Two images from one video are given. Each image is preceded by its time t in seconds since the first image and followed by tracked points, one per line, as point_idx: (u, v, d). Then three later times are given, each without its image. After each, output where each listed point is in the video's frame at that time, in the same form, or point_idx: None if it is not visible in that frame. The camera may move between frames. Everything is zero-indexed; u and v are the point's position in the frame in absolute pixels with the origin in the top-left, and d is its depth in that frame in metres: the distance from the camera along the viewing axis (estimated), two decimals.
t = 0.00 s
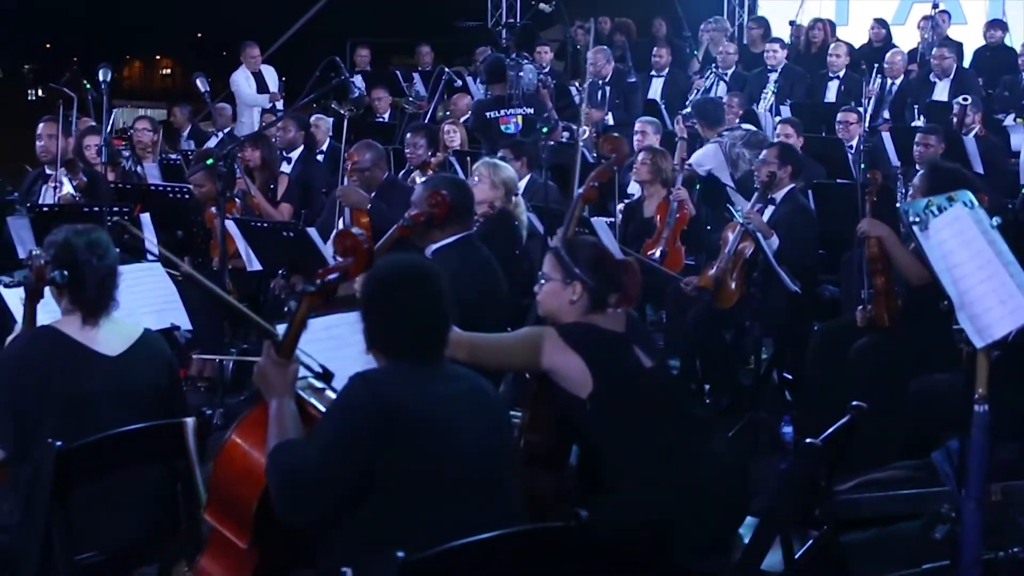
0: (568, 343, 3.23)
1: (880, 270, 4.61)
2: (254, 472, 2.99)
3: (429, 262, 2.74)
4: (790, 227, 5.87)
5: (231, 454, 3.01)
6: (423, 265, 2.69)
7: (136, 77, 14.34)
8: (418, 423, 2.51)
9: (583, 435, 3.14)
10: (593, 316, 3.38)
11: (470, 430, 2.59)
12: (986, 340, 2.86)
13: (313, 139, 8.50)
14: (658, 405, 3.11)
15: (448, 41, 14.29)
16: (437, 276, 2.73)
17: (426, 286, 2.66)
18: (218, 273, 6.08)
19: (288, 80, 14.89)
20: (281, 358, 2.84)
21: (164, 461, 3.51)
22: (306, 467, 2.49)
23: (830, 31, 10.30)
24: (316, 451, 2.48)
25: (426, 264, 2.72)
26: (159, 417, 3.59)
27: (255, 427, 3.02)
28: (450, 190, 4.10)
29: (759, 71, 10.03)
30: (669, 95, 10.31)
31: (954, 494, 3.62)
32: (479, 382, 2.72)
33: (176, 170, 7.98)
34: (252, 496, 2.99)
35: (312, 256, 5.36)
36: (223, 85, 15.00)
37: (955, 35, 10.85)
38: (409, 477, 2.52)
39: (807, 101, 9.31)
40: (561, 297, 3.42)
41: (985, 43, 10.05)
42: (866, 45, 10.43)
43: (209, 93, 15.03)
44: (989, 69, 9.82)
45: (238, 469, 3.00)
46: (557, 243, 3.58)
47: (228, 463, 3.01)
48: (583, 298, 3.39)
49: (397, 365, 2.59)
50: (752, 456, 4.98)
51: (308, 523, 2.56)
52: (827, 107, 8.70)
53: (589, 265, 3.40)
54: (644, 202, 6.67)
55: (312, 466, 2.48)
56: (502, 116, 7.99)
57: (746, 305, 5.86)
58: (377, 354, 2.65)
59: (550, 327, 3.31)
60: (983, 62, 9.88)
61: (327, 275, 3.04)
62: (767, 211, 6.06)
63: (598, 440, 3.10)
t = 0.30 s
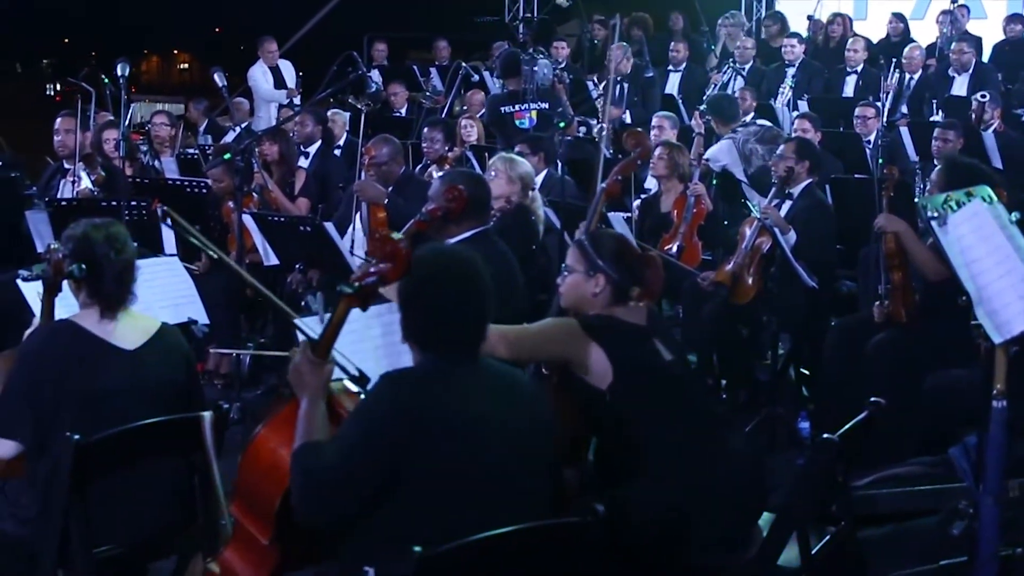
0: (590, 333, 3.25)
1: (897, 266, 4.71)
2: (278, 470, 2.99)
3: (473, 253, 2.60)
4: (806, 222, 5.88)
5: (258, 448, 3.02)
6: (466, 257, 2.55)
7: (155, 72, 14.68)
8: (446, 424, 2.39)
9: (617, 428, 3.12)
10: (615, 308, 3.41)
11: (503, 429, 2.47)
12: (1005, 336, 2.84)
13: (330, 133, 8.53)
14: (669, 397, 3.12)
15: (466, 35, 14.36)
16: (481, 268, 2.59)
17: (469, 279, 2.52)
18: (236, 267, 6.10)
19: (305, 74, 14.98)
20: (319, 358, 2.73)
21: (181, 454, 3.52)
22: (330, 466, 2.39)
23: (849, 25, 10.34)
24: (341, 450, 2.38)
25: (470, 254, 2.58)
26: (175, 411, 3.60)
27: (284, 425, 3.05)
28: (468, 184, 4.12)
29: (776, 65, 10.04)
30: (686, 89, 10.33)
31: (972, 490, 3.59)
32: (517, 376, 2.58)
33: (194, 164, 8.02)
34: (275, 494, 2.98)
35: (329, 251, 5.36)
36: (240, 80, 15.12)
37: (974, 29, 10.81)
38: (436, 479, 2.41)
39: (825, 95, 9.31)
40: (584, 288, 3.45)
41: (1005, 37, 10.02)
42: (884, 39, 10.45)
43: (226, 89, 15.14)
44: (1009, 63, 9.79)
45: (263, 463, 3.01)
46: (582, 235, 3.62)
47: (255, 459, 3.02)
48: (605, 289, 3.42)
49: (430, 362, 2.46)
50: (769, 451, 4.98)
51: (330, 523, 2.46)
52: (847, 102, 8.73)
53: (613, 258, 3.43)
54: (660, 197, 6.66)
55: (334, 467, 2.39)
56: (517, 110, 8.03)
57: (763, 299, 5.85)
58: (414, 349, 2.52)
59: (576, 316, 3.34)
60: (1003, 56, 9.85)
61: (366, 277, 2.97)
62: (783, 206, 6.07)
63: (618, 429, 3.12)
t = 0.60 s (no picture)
0: (603, 328, 3.34)
1: (910, 263, 4.70)
2: (299, 469, 3.03)
3: (513, 252, 2.58)
4: (820, 219, 5.88)
5: (284, 445, 3.08)
6: (506, 256, 2.53)
7: (169, 69, 14.83)
8: (464, 431, 2.37)
9: (645, 422, 3.21)
10: (632, 302, 3.42)
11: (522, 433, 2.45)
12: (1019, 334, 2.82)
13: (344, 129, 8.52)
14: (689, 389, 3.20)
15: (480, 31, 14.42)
16: (521, 268, 2.56)
17: (507, 278, 2.50)
18: (250, 262, 6.12)
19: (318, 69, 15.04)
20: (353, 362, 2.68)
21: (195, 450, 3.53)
22: (353, 471, 2.37)
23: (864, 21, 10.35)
24: (362, 455, 2.36)
25: (511, 254, 2.56)
26: (188, 406, 3.61)
27: (310, 428, 3.12)
28: (480, 179, 4.12)
29: (789, 61, 10.05)
30: (699, 85, 10.34)
31: (984, 487, 3.56)
32: (544, 378, 2.55)
33: (208, 159, 8.04)
34: (294, 494, 3.02)
35: (344, 246, 5.37)
36: (254, 75, 15.19)
37: (988, 25, 10.80)
38: (455, 485, 2.40)
39: (839, 91, 9.32)
40: (602, 283, 3.47)
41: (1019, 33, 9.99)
42: (899, 35, 10.46)
43: (239, 84, 15.20)
44: None
45: (287, 461, 3.06)
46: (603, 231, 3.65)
47: (280, 459, 3.08)
48: (622, 285, 3.43)
49: (458, 366, 2.44)
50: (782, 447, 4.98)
51: (350, 526, 2.45)
52: (859, 99, 8.74)
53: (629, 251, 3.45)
54: (674, 193, 6.66)
55: (351, 471, 2.37)
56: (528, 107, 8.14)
57: (777, 296, 5.84)
58: (450, 351, 2.49)
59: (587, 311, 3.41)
60: (1017, 52, 9.83)
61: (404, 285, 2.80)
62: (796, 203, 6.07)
63: (640, 424, 3.21)
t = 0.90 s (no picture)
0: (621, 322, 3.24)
1: (927, 263, 4.81)
2: (314, 478, 3.05)
3: (549, 257, 2.56)
4: (835, 218, 5.90)
5: (303, 455, 3.10)
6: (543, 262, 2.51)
7: (185, 66, 15.30)
8: (483, 443, 2.34)
9: (678, 416, 3.23)
10: (653, 295, 3.38)
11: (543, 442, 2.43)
12: None
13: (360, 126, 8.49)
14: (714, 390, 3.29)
15: (495, 28, 14.47)
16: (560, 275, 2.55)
17: (546, 292, 2.49)
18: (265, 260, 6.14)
19: (334, 66, 15.11)
20: (374, 376, 2.63)
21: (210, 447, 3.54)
22: (377, 485, 2.34)
23: (879, 19, 10.40)
24: (387, 470, 2.33)
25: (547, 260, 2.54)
26: (204, 403, 3.62)
27: (328, 436, 3.14)
28: (495, 177, 4.10)
29: (805, 59, 10.07)
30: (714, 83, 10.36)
31: (1002, 487, 3.55)
32: (571, 388, 2.52)
33: (223, 156, 8.07)
34: (305, 503, 3.04)
35: (359, 244, 5.39)
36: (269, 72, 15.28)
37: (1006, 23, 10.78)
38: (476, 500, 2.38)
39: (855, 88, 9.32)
40: (624, 277, 3.42)
41: None
42: (916, 33, 10.45)
43: (254, 81, 15.29)
44: None
45: (306, 471, 3.08)
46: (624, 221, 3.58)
47: (293, 465, 3.11)
48: (644, 277, 3.38)
49: (488, 378, 2.42)
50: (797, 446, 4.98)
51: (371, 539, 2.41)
52: (874, 97, 8.81)
53: (653, 243, 3.39)
54: (690, 191, 6.61)
55: (370, 487, 2.35)
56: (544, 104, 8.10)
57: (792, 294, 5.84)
58: (486, 357, 2.48)
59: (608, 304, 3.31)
60: None
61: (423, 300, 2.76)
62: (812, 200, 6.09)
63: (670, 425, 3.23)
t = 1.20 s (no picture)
0: (699, 321, 3.24)
1: (947, 262, 4.69)
2: (328, 480, 3.05)
3: (576, 259, 2.55)
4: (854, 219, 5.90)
5: (319, 456, 3.11)
6: (570, 262, 2.50)
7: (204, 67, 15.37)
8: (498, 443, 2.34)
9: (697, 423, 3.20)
10: (725, 290, 3.39)
11: (562, 446, 2.42)
12: None
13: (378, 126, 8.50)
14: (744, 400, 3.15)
15: (513, 28, 14.51)
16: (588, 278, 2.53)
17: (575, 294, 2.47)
18: (283, 259, 6.15)
19: (351, 66, 15.18)
20: (390, 378, 2.66)
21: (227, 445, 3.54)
22: (390, 494, 2.32)
23: (898, 19, 10.38)
24: (400, 479, 2.32)
25: (574, 262, 2.52)
26: (222, 401, 3.62)
27: (343, 439, 3.12)
28: (513, 177, 4.10)
29: (824, 60, 10.08)
30: (733, 82, 10.37)
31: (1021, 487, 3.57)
32: (591, 392, 2.52)
33: (241, 155, 8.10)
34: (321, 504, 3.04)
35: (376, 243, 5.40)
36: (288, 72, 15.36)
37: None
38: (495, 504, 2.36)
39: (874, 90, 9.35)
40: (693, 265, 3.41)
41: None
42: (934, 33, 10.43)
43: (273, 81, 15.37)
44: None
45: (321, 472, 3.08)
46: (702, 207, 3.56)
47: (308, 468, 3.11)
48: (716, 270, 3.38)
49: (508, 381, 2.43)
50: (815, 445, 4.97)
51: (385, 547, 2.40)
52: (893, 97, 8.79)
53: (728, 233, 3.39)
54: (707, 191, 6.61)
55: (387, 491, 2.33)
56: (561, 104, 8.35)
57: (811, 294, 5.82)
58: (508, 357, 2.48)
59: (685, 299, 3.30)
60: None
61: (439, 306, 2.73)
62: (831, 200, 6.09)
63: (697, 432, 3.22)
